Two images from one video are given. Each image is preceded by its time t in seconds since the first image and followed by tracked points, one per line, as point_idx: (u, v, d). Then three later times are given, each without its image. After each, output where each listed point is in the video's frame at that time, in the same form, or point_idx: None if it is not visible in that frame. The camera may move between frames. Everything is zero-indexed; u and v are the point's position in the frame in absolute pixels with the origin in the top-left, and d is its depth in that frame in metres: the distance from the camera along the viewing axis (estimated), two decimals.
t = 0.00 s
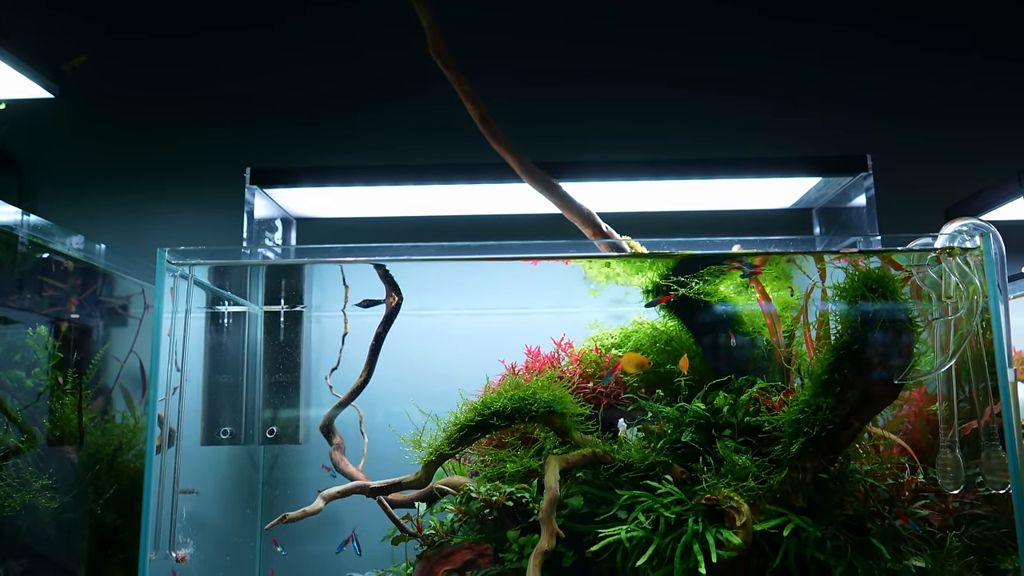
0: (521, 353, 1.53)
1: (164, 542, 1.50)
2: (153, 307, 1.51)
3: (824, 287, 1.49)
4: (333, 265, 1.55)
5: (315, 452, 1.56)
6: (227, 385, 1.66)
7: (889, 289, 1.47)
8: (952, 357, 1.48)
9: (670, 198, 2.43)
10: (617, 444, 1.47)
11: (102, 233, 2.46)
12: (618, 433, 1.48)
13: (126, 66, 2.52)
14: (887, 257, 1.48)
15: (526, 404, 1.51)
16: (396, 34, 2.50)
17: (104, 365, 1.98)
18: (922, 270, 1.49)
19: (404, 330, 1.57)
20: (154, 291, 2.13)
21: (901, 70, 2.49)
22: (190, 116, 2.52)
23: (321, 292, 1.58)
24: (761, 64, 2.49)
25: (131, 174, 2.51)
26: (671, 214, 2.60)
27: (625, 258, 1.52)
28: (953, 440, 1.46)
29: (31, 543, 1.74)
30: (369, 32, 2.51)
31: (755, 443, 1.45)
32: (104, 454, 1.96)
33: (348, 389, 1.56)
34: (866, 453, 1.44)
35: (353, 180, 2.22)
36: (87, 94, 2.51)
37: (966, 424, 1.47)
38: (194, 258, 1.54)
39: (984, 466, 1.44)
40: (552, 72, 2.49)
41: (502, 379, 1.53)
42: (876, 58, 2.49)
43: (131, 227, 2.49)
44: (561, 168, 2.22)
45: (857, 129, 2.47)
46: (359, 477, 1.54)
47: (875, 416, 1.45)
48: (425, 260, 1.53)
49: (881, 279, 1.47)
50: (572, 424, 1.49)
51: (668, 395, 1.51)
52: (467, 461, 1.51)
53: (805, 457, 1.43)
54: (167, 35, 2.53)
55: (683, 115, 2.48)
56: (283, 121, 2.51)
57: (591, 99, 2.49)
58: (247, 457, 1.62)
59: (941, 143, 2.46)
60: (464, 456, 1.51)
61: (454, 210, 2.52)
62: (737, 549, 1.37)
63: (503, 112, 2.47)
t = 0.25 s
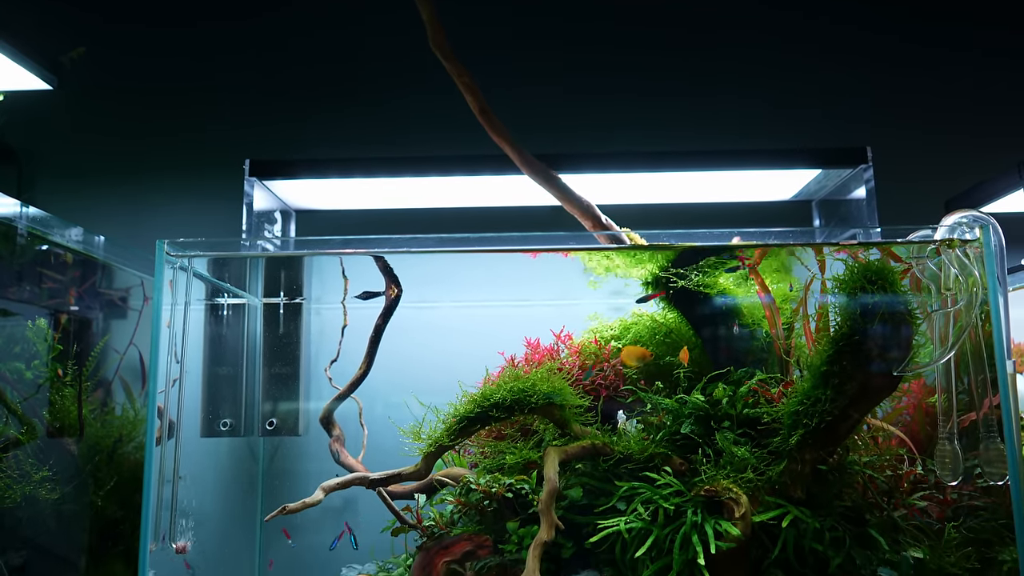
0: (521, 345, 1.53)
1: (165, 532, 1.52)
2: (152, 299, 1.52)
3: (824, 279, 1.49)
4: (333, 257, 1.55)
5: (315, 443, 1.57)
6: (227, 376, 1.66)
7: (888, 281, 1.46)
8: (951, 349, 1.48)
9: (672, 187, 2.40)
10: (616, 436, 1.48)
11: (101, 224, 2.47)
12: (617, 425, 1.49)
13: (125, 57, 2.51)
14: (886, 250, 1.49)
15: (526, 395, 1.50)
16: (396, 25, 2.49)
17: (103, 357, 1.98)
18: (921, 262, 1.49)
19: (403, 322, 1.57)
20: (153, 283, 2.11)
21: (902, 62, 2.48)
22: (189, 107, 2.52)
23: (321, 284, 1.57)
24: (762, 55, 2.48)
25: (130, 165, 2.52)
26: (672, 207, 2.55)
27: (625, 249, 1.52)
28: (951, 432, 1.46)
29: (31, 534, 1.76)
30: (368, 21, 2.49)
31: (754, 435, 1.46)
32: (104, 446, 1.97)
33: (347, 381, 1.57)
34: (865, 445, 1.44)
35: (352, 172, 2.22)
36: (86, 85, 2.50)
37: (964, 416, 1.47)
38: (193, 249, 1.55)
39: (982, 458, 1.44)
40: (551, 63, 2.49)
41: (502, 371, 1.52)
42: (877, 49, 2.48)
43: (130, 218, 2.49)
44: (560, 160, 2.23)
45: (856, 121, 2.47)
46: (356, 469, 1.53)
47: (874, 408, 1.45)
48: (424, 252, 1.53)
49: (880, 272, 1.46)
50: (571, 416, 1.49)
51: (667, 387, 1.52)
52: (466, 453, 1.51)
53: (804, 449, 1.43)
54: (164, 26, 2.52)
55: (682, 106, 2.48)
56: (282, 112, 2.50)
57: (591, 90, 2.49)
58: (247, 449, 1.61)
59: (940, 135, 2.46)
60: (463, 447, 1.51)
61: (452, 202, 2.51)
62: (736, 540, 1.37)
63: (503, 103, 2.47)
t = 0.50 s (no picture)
0: (521, 337, 1.53)
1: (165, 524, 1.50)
2: (152, 291, 1.50)
3: (823, 271, 1.49)
4: (332, 248, 1.54)
5: (315, 435, 1.57)
6: (227, 368, 1.68)
7: (888, 273, 1.47)
8: (950, 341, 1.48)
9: (673, 180, 2.40)
10: (615, 428, 1.48)
11: (100, 216, 2.46)
12: (616, 416, 1.50)
13: (124, 48, 2.51)
14: (886, 241, 1.49)
15: (525, 387, 1.50)
16: (395, 17, 2.48)
17: (103, 348, 1.99)
18: (921, 254, 1.50)
19: (402, 314, 1.58)
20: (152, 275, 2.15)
21: (902, 53, 2.48)
22: (188, 98, 2.51)
23: (320, 276, 1.57)
24: (762, 47, 2.47)
25: (129, 156, 2.52)
26: (672, 198, 2.54)
27: (625, 241, 1.52)
28: (950, 423, 1.46)
29: (31, 525, 1.77)
30: (367, 12, 2.48)
31: (753, 426, 1.46)
32: (103, 439, 1.95)
33: (347, 372, 1.57)
34: (863, 436, 1.45)
35: (351, 164, 2.22)
36: (85, 76, 2.49)
37: (963, 408, 1.48)
38: (193, 241, 1.53)
39: (980, 449, 1.45)
40: (551, 54, 2.48)
41: (502, 363, 1.53)
42: (877, 41, 2.48)
43: (129, 210, 2.49)
44: (559, 152, 2.23)
45: (856, 113, 2.47)
46: (355, 460, 1.54)
47: (872, 400, 1.45)
48: (423, 244, 1.51)
49: (879, 263, 1.47)
50: (570, 407, 1.49)
51: (666, 378, 1.52)
52: (465, 444, 1.51)
53: (803, 441, 1.44)
54: (163, 17, 2.51)
55: (682, 98, 2.48)
56: (281, 104, 2.50)
57: (590, 82, 2.48)
58: (247, 440, 1.64)
59: (940, 127, 2.46)
60: (463, 439, 1.51)
61: (452, 194, 2.50)
62: (735, 531, 1.38)
63: (503, 95, 2.46)
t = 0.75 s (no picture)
0: (521, 328, 1.53)
1: (166, 513, 1.51)
2: (151, 282, 1.51)
3: (823, 262, 1.49)
4: (332, 239, 1.55)
5: (315, 426, 1.57)
6: (227, 359, 1.67)
7: (888, 264, 1.48)
8: (949, 332, 1.48)
9: (673, 171, 2.40)
10: (615, 419, 1.48)
11: (99, 207, 2.46)
12: (615, 407, 1.49)
13: (123, 39, 2.50)
14: (886, 232, 1.49)
15: (525, 377, 1.51)
16: (395, 7, 2.47)
17: (102, 340, 2.01)
18: (921, 245, 1.50)
19: (402, 306, 1.57)
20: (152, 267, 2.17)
21: (903, 44, 2.47)
22: (187, 89, 2.51)
23: (320, 267, 1.58)
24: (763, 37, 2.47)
25: (128, 148, 2.51)
26: (672, 189, 2.52)
27: (625, 233, 1.52)
28: (949, 415, 1.46)
29: (32, 515, 1.78)
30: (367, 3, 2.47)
31: (752, 417, 1.46)
32: (104, 428, 2.00)
33: (346, 363, 1.57)
34: (862, 427, 1.45)
35: (351, 155, 2.21)
36: (83, 67, 2.48)
37: (963, 399, 1.48)
38: (192, 232, 1.54)
39: (979, 440, 1.45)
40: (551, 45, 2.47)
41: (502, 354, 1.53)
42: (878, 31, 2.47)
43: (128, 201, 2.49)
44: (559, 143, 2.22)
45: (857, 104, 2.46)
46: (356, 451, 1.54)
47: (871, 391, 1.45)
48: (423, 235, 1.54)
49: (879, 255, 1.48)
50: (570, 398, 1.50)
51: (666, 369, 1.50)
52: (465, 435, 1.51)
53: (801, 431, 1.44)
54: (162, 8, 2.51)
55: (683, 89, 2.47)
56: (281, 95, 2.49)
57: (591, 73, 2.48)
58: (247, 431, 1.63)
59: (941, 118, 2.46)
60: (463, 430, 1.51)
61: (452, 184, 2.49)
62: (734, 521, 1.39)
63: (503, 86, 2.46)
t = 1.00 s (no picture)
0: (520, 319, 1.54)
1: (165, 505, 1.51)
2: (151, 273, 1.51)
3: (822, 253, 1.49)
4: (331, 230, 1.55)
5: (314, 417, 1.57)
6: (226, 351, 1.67)
7: (887, 255, 1.47)
8: (948, 323, 1.48)
9: (672, 163, 2.40)
10: (614, 410, 1.48)
11: (98, 198, 2.46)
12: (614, 399, 1.50)
13: (121, 29, 2.49)
14: (885, 224, 1.49)
15: (525, 367, 1.51)
16: None
17: (101, 332, 2.03)
18: (920, 237, 1.50)
19: (401, 298, 1.57)
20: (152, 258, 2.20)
21: (903, 35, 2.47)
22: (185, 80, 2.50)
23: (319, 259, 1.58)
24: (763, 28, 2.46)
25: (126, 139, 2.51)
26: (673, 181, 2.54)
27: (624, 224, 1.52)
28: (947, 406, 1.47)
29: (32, 505, 1.78)
30: None
31: (751, 409, 1.46)
32: (104, 419, 2.02)
33: (346, 355, 1.56)
34: (861, 418, 1.45)
35: (350, 146, 2.21)
36: (81, 58, 2.48)
37: (961, 390, 1.49)
38: (191, 223, 1.55)
39: (977, 431, 1.45)
40: (550, 35, 2.47)
41: (501, 345, 1.53)
42: (878, 22, 2.47)
43: (127, 192, 2.49)
44: (558, 134, 2.22)
45: (857, 95, 2.46)
46: (356, 442, 1.54)
47: (870, 382, 1.46)
48: (422, 225, 1.53)
49: (878, 246, 1.47)
50: (569, 389, 1.50)
51: (664, 360, 1.52)
52: (464, 426, 1.51)
53: (801, 422, 1.44)
54: None
55: (682, 80, 2.46)
56: (279, 86, 2.49)
57: (590, 64, 2.47)
58: (247, 423, 1.61)
59: (941, 109, 2.45)
60: (463, 421, 1.51)
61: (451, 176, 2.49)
62: (732, 512, 1.39)
63: (502, 77, 2.45)
